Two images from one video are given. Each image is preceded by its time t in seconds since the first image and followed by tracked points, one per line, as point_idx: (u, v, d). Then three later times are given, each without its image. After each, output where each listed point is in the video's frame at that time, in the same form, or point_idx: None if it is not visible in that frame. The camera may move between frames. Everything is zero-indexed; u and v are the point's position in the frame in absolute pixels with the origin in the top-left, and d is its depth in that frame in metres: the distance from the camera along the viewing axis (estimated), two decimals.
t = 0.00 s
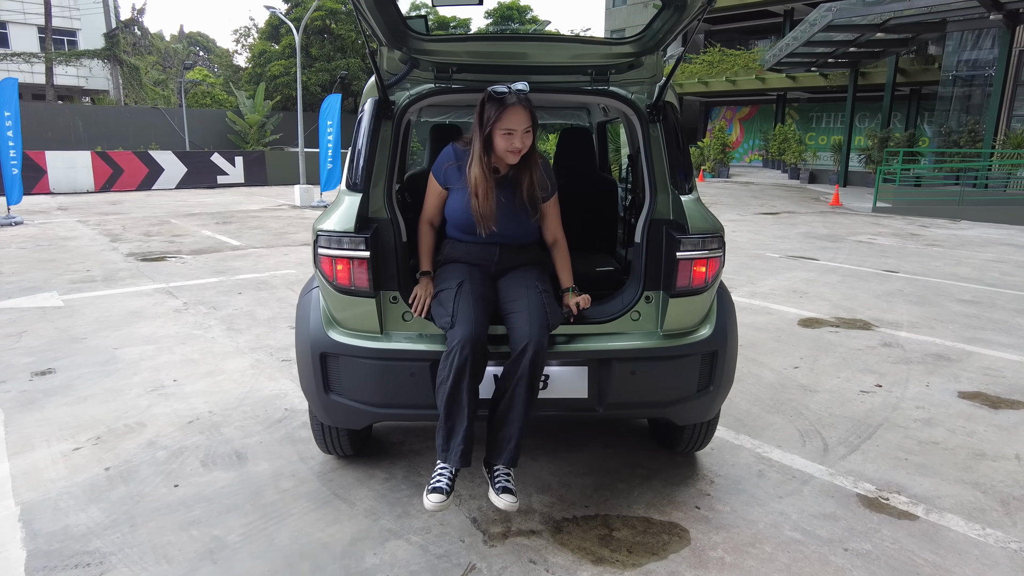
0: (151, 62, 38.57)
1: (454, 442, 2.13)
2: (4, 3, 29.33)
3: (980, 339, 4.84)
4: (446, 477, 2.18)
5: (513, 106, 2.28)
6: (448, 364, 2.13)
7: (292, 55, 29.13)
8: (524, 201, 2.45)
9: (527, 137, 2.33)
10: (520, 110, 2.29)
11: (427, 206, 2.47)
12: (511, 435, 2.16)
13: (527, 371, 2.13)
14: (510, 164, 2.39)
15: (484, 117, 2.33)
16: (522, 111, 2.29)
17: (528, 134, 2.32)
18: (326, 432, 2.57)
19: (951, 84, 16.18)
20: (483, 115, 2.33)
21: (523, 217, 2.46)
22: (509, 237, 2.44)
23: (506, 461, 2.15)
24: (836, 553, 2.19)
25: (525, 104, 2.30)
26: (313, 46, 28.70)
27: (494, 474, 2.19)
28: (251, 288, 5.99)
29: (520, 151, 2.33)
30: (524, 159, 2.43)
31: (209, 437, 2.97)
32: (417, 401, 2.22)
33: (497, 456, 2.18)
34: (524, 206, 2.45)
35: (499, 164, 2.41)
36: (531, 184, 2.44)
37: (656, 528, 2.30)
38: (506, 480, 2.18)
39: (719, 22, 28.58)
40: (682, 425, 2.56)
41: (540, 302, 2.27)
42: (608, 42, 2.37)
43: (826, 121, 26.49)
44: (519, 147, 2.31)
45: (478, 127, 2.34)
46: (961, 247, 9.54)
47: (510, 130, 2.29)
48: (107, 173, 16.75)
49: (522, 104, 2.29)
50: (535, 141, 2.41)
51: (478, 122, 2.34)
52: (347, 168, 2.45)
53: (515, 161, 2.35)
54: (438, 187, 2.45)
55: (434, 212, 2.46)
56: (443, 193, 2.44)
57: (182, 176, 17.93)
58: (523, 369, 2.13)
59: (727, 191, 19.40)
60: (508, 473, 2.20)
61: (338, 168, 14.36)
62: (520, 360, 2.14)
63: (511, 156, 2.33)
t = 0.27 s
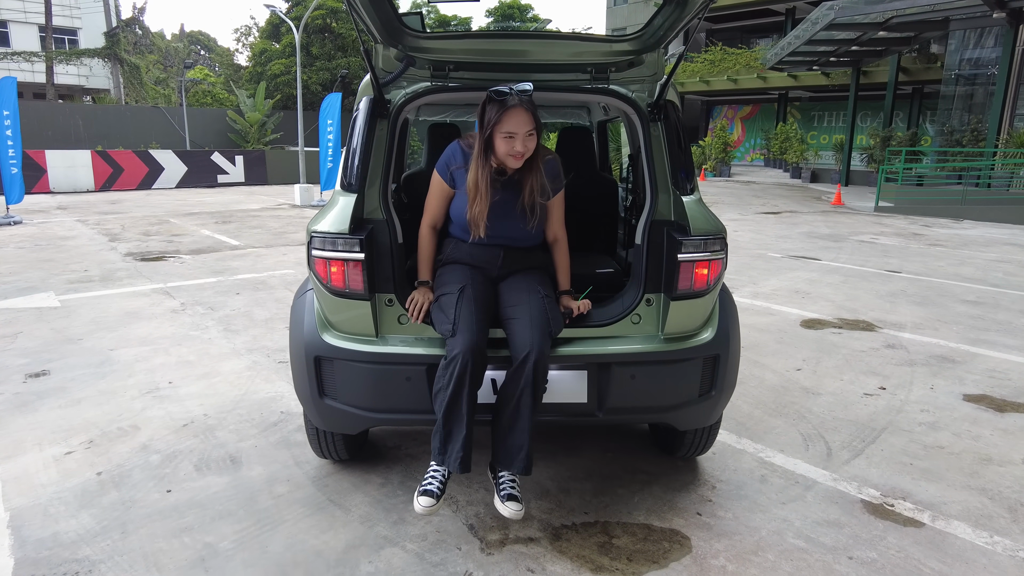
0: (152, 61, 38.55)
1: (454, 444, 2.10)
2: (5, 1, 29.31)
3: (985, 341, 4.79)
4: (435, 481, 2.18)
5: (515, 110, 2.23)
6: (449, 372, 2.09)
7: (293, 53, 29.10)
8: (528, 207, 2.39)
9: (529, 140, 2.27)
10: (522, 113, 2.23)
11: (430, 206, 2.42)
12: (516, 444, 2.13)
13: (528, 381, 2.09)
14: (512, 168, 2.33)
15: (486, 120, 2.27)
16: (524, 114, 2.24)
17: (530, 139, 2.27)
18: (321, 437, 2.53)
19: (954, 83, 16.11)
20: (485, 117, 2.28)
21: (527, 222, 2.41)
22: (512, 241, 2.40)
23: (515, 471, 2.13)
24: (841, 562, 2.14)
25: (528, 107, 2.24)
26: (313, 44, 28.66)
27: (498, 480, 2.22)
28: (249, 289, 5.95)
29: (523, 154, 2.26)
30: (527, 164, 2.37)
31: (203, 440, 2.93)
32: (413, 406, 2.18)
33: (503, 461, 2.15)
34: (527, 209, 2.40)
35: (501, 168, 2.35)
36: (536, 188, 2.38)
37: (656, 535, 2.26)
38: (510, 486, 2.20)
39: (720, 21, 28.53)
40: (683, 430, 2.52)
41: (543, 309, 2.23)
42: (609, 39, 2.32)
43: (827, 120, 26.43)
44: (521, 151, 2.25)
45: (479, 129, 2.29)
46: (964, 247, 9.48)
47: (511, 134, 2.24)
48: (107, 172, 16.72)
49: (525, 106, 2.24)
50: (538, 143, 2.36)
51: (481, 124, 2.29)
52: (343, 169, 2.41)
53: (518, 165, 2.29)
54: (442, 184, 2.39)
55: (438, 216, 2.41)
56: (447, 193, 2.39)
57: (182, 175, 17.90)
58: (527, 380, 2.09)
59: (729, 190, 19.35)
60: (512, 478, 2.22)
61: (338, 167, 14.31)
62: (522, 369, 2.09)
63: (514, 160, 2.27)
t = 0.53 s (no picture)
0: (154, 61, 38.59)
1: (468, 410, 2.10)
2: (7, 1, 29.34)
3: (989, 342, 4.76)
4: (460, 454, 2.14)
5: (509, 134, 2.19)
6: (447, 324, 2.10)
7: (294, 53, 29.10)
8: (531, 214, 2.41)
9: (526, 161, 2.25)
10: (518, 136, 2.20)
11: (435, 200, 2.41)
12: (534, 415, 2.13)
13: (538, 350, 2.09)
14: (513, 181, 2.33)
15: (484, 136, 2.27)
16: (520, 137, 2.21)
17: (526, 160, 2.24)
18: (322, 441, 2.51)
19: (956, 83, 16.08)
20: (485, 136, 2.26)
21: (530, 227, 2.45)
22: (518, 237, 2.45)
23: (537, 437, 2.15)
24: (846, 567, 2.12)
25: (523, 131, 2.21)
26: (315, 44, 28.67)
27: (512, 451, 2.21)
28: (249, 289, 5.93)
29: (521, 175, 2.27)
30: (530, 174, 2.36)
31: (203, 442, 2.91)
32: (415, 409, 2.16)
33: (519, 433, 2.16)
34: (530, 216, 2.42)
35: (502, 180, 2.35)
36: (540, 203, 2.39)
37: (660, 540, 2.23)
38: (523, 455, 2.19)
39: (722, 21, 28.53)
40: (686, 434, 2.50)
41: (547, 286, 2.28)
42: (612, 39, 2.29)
43: (829, 120, 26.39)
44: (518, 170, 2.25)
45: (480, 144, 2.29)
46: (967, 248, 9.45)
47: (505, 156, 2.21)
48: (108, 172, 16.72)
49: (521, 129, 2.22)
50: (539, 155, 2.34)
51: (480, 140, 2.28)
52: (344, 170, 2.39)
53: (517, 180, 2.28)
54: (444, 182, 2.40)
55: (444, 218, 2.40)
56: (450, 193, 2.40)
57: (183, 174, 17.89)
58: (535, 351, 2.10)
59: (730, 190, 19.32)
60: (526, 450, 2.21)
61: (339, 167, 14.29)
62: (528, 340, 2.11)
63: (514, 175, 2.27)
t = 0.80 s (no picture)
0: (156, 61, 38.64)
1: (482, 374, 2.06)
2: (9, 1, 29.37)
3: (993, 344, 4.74)
4: (486, 415, 2.03)
5: (513, 150, 2.18)
6: (464, 309, 2.16)
7: (296, 53, 29.12)
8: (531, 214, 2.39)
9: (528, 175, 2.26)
10: (522, 153, 2.20)
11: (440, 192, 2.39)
12: (542, 371, 2.08)
13: (538, 319, 2.14)
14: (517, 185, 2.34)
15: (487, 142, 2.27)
16: (524, 152, 2.20)
17: (529, 172, 2.25)
18: (325, 442, 2.50)
19: (959, 83, 16.03)
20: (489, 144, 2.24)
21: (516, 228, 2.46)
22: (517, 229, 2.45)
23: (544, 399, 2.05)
24: (853, 570, 2.10)
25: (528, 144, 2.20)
26: (316, 44, 28.67)
27: (529, 414, 2.08)
28: (251, 290, 5.92)
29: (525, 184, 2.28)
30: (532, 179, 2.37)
31: (206, 443, 2.90)
32: (420, 409, 2.15)
33: (532, 399, 2.10)
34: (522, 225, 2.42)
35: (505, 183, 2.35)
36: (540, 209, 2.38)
37: (665, 543, 2.22)
38: (541, 416, 2.05)
39: (724, 22, 28.52)
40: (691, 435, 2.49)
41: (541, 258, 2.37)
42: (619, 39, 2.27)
43: (831, 121, 26.36)
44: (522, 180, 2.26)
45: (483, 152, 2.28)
46: (970, 249, 9.42)
47: (509, 168, 2.23)
48: (110, 172, 16.73)
49: (525, 145, 2.20)
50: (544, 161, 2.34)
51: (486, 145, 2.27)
52: (348, 169, 2.37)
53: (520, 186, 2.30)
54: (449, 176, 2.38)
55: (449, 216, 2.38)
56: (456, 188, 2.38)
57: (185, 174, 17.89)
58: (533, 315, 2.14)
59: (732, 190, 19.30)
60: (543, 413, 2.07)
61: (340, 167, 14.29)
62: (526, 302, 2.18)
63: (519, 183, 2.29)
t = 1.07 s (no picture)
0: (158, 60, 38.66)
1: (474, 345, 2.09)
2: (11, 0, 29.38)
3: (997, 345, 4.72)
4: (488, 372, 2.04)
5: (512, 158, 2.34)
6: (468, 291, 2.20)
7: (297, 53, 29.13)
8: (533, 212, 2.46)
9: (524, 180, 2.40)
10: (518, 160, 2.34)
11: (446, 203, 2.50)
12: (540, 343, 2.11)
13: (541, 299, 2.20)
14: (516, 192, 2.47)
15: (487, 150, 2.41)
16: (520, 160, 2.35)
17: (527, 178, 2.40)
18: (328, 442, 2.49)
19: (961, 83, 15.99)
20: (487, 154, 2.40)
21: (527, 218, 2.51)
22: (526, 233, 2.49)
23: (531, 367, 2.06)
24: (858, 572, 2.09)
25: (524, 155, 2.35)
26: (318, 44, 28.67)
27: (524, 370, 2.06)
28: (253, 289, 5.91)
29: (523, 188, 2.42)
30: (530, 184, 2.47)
31: (209, 443, 2.90)
32: (424, 410, 2.14)
33: (526, 362, 2.08)
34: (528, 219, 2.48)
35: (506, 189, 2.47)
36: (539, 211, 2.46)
37: (670, 544, 2.21)
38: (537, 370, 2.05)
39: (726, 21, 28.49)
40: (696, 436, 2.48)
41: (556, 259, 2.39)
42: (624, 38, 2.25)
43: (833, 121, 26.34)
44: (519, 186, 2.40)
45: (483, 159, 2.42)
46: (973, 249, 9.39)
47: (508, 175, 2.38)
48: (112, 171, 16.74)
49: (522, 155, 2.35)
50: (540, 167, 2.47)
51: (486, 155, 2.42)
52: (352, 168, 2.37)
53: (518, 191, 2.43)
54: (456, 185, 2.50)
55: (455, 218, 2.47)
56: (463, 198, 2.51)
57: (186, 174, 17.89)
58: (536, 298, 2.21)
59: (733, 190, 19.28)
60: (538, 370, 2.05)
61: (342, 167, 14.29)
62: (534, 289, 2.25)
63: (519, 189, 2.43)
